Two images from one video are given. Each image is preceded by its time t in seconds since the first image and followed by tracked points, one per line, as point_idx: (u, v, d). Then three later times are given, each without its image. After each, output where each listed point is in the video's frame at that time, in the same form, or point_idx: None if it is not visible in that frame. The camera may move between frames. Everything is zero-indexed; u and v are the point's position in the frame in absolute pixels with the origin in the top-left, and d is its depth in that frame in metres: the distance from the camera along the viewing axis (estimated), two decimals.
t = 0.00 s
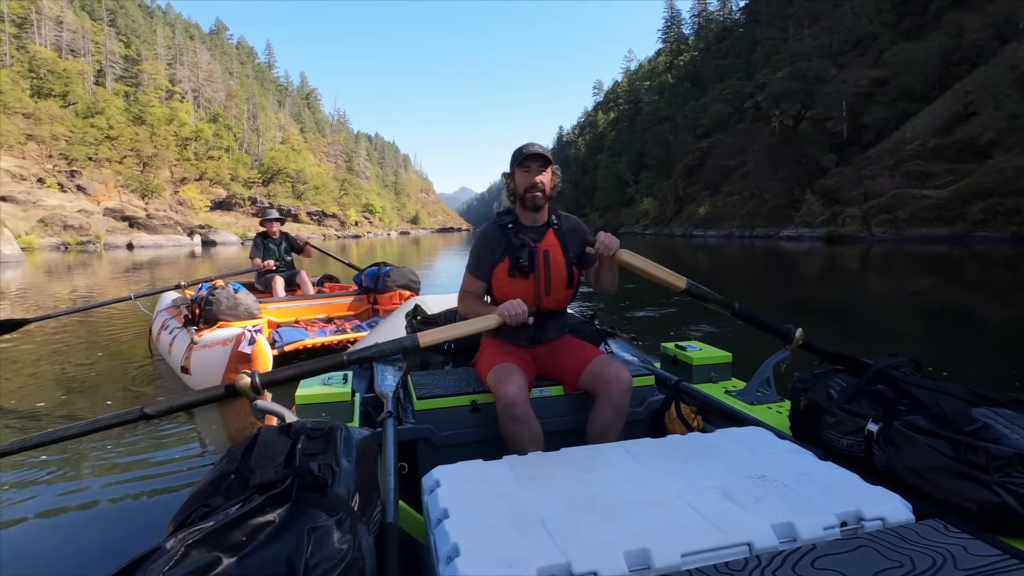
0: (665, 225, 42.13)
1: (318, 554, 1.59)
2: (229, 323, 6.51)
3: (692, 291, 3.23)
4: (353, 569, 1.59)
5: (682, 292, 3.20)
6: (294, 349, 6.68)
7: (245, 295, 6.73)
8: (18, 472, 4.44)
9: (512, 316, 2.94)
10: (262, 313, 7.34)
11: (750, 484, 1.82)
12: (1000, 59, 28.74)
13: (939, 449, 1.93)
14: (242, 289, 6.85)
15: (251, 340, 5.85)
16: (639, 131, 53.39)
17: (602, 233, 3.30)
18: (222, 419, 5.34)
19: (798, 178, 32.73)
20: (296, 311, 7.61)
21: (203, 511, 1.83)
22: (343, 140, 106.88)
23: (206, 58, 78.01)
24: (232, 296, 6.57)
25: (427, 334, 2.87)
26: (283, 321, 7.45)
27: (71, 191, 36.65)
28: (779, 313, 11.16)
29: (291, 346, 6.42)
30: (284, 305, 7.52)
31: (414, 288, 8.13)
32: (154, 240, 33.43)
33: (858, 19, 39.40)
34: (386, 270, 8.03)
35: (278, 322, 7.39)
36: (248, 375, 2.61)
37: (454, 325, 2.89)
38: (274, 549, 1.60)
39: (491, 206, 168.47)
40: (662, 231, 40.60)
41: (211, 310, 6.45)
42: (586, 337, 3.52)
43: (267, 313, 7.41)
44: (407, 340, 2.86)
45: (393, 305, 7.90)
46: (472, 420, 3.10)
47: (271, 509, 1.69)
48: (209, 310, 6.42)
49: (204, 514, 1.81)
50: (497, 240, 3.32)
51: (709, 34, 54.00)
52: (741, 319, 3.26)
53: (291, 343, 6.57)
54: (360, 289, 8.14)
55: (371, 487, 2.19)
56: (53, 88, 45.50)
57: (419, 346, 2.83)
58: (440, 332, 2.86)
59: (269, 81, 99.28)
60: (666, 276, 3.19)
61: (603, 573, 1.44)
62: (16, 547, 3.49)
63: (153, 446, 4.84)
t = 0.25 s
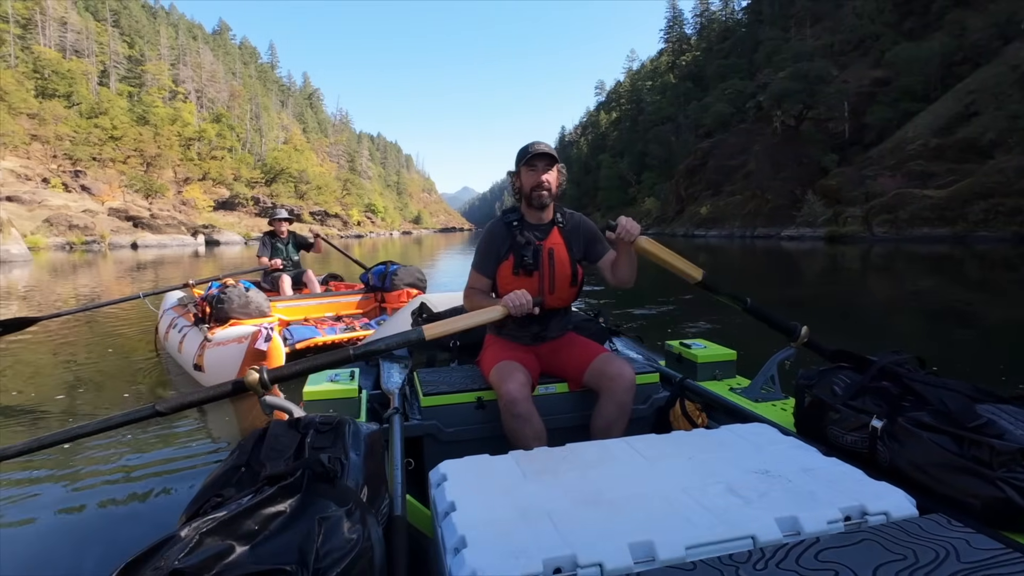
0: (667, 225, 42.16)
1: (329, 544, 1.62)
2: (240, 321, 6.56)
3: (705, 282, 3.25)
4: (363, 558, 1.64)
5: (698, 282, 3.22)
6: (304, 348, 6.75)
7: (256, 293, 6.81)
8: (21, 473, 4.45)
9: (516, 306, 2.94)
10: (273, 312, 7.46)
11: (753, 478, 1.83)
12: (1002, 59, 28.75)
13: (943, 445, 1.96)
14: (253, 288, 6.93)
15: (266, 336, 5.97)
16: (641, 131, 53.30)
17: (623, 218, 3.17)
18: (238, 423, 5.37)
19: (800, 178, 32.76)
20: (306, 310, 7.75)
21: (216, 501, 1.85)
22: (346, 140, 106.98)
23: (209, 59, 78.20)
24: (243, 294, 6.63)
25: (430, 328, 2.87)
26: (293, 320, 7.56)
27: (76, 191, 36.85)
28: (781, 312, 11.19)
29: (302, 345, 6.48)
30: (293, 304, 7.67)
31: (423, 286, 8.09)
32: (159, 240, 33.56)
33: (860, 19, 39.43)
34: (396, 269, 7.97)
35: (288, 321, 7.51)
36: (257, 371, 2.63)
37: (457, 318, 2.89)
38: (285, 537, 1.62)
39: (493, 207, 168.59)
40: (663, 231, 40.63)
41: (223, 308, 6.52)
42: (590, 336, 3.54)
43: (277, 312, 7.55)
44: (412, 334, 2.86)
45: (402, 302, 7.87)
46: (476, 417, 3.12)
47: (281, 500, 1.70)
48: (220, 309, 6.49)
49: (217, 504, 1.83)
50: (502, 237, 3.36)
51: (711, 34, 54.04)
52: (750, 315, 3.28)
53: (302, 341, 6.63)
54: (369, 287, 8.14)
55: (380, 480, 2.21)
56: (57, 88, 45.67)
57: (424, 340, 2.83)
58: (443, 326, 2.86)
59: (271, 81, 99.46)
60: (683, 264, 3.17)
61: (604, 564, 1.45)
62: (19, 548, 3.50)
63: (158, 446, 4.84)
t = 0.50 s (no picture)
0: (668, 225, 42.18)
1: (339, 532, 1.61)
2: (250, 318, 6.67)
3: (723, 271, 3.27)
4: (373, 547, 1.62)
5: (716, 272, 3.23)
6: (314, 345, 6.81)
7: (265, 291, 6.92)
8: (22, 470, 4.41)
9: (524, 305, 2.94)
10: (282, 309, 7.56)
11: (762, 470, 1.83)
12: (1003, 59, 28.78)
13: (948, 439, 1.99)
14: (263, 286, 7.04)
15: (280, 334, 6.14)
16: (642, 131, 53.26)
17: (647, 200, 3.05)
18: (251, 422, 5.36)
19: (800, 178, 32.79)
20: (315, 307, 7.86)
21: (229, 490, 1.85)
22: (347, 140, 107.04)
23: (211, 58, 78.30)
24: (254, 292, 6.74)
25: (439, 325, 2.88)
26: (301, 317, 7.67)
27: (79, 190, 37.00)
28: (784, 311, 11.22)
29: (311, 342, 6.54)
30: (302, 302, 7.75)
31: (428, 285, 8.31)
32: (162, 239, 33.64)
33: (861, 19, 39.47)
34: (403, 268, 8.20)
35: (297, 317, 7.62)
36: (266, 367, 2.64)
37: (465, 316, 2.89)
38: (297, 526, 1.59)
39: (494, 207, 168.67)
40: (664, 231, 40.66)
41: (233, 306, 6.60)
42: (597, 333, 3.56)
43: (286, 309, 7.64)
44: (420, 331, 2.87)
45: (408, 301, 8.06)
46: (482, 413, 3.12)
47: (292, 488, 1.69)
48: (231, 307, 6.59)
49: (230, 494, 1.83)
50: (509, 234, 3.37)
51: (713, 34, 54.09)
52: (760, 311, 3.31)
53: (313, 338, 6.72)
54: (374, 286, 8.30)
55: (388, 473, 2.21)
56: (60, 88, 45.76)
57: (432, 337, 2.85)
58: (451, 323, 2.87)
59: (273, 81, 99.54)
60: (700, 253, 3.19)
61: (611, 555, 1.42)
62: (15, 545, 3.41)
63: (160, 445, 4.79)
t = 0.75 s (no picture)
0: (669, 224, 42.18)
1: (356, 515, 1.61)
2: (260, 315, 6.86)
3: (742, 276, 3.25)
4: (387, 530, 1.63)
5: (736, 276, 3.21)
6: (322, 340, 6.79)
7: (273, 288, 7.03)
8: (22, 464, 4.36)
9: (536, 306, 2.92)
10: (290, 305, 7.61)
11: (769, 462, 1.81)
12: (1003, 59, 28.83)
13: (958, 432, 2.00)
14: (272, 283, 7.20)
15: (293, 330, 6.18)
16: (643, 131, 53.24)
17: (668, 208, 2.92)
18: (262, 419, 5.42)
19: (800, 178, 32.84)
20: (322, 305, 7.90)
21: (248, 475, 1.89)
22: (348, 140, 107.05)
23: (212, 58, 78.34)
24: (263, 289, 6.87)
25: (451, 322, 2.87)
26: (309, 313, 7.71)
27: (81, 190, 37.07)
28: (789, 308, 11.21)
29: (321, 337, 6.54)
30: (310, 299, 7.79)
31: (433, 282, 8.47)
32: (164, 239, 33.66)
33: (861, 19, 39.55)
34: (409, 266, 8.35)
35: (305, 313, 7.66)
36: (279, 357, 2.62)
37: (478, 316, 2.87)
38: (316, 507, 1.60)
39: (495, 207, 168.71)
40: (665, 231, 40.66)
41: (243, 303, 6.79)
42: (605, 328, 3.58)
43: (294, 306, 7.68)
44: (433, 328, 2.87)
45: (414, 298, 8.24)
46: (492, 407, 3.12)
47: (308, 474, 1.72)
48: (242, 303, 6.77)
49: (249, 480, 1.86)
50: (520, 229, 3.37)
51: (713, 35, 54.14)
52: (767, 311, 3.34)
53: (322, 335, 6.69)
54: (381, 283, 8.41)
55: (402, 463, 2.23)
56: (62, 89, 45.80)
57: (445, 333, 2.84)
58: (464, 321, 2.86)
59: (275, 81, 99.57)
60: (719, 261, 3.16)
61: (623, 541, 1.43)
62: (23, 541, 3.37)
63: (166, 441, 4.75)
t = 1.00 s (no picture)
0: (669, 224, 42.19)
1: (373, 496, 1.66)
2: (268, 311, 6.91)
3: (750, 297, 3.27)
4: (403, 511, 1.66)
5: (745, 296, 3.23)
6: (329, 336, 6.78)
7: (281, 285, 7.09)
8: (31, 458, 4.42)
9: (548, 314, 2.95)
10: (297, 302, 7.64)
11: (776, 451, 1.84)
12: (1001, 59, 28.89)
13: (965, 421, 2.03)
14: (280, 280, 7.26)
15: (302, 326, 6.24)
16: (643, 131, 53.24)
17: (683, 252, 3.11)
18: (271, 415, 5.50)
19: (800, 177, 32.88)
20: (329, 301, 7.92)
21: (269, 456, 1.94)
22: (348, 139, 106.95)
23: (212, 58, 78.27)
24: (272, 285, 6.94)
25: (463, 326, 2.88)
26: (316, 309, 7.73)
27: (81, 190, 37.05)
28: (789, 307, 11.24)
29: (329, 333, 6.54)
30: (317, 295, 7.81)
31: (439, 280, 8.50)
32: (165, 238, 33.63)
33: (861, 19, 39.60)
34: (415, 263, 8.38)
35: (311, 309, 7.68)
36: (291, 349, 2.61)
37: (491, 321, 2.90)
38: (334, 489, 1.68)
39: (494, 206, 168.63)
40: (664, 231, 40.66)
41: (251, 299, 6.84)
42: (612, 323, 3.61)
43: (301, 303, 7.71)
44: (442, 330, 2.87)
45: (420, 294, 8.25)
46: (502, 400, 3.10)
47: (327, 456, 1.78)
48: (250, 300, 6.82)
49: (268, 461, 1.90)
50: (527, 223, 3.39)
51: (713, 35, 54.17)
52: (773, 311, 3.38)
53: (329, 331, 6.68)
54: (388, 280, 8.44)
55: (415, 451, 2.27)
56: (62, 88, 45.78)
57: (455, 337, 2.84)
58: (475, 326, 2.87)
59: (275, 81, 99.47)
60: (725, 284, 3.21)
61: (632, 524, 1.46)
62: (38, 532, 3.42)
63: (174, 436, 4.81)
